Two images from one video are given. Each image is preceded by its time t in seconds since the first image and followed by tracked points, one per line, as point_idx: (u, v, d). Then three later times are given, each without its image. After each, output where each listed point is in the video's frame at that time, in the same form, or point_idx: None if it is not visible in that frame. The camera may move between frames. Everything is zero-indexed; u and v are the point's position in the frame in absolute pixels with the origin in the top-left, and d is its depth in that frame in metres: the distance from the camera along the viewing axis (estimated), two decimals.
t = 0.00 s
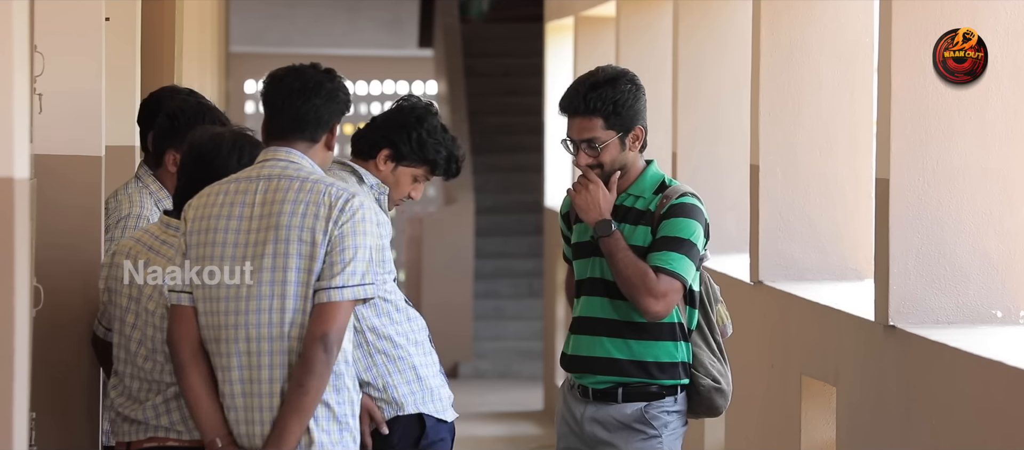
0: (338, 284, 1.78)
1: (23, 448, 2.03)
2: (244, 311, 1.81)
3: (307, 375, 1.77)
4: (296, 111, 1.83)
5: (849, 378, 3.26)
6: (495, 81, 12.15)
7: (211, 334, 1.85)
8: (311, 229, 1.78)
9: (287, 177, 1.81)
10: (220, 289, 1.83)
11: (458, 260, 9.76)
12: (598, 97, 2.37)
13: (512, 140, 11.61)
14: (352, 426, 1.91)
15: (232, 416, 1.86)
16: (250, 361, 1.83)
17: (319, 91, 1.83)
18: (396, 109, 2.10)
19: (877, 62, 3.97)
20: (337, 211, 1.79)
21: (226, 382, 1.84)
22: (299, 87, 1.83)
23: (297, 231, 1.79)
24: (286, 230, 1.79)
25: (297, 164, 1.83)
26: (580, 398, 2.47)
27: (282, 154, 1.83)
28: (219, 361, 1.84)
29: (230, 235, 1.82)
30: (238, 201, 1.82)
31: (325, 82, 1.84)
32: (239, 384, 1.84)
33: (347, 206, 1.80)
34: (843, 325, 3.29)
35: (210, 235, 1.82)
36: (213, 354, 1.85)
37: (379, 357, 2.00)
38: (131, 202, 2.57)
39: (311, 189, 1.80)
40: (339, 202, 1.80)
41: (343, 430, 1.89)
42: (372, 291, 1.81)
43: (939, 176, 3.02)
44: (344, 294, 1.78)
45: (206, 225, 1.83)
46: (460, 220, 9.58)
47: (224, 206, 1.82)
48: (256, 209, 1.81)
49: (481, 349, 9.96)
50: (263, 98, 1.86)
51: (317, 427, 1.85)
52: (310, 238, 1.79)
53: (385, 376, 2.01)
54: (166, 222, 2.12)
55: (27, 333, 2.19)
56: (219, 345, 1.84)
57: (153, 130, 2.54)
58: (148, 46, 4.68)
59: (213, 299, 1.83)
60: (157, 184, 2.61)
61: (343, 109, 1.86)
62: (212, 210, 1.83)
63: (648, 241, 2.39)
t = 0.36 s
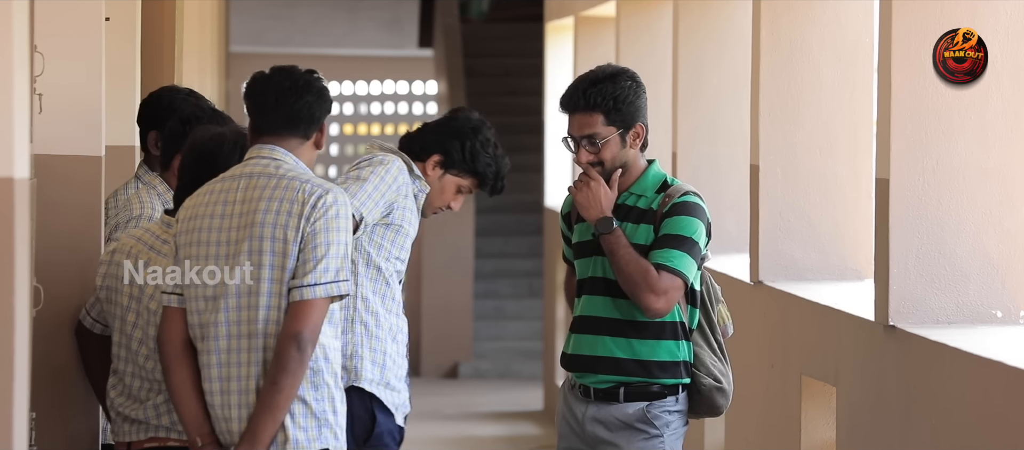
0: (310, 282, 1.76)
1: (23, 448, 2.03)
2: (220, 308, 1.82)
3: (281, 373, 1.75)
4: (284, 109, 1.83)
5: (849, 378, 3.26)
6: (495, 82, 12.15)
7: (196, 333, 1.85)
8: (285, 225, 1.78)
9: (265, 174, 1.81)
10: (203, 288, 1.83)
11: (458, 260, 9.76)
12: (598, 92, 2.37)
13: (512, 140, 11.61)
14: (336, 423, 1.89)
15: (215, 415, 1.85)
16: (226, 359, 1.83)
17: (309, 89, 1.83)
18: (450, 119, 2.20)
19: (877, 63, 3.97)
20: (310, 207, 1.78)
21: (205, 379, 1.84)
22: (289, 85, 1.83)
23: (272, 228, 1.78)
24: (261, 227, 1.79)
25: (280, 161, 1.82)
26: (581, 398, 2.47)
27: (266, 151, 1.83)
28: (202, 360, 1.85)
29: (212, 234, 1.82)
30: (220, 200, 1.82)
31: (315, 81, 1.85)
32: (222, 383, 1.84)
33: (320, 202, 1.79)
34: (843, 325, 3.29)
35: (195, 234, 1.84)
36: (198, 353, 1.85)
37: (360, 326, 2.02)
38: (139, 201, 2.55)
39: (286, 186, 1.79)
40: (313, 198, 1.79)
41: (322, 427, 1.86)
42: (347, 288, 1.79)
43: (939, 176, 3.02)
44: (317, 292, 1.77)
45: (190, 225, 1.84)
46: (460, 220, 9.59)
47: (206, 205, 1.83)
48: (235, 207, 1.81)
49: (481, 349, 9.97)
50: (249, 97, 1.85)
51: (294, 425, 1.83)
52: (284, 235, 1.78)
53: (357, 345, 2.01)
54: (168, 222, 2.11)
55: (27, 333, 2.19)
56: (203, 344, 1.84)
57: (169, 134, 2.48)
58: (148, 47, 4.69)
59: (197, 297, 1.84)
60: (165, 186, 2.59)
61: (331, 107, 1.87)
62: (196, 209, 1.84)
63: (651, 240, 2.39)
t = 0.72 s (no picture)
0: (302, 278, 1.77)
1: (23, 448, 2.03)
2: (210, 305, 1.81)
3: (271, 369, 1.76)
4: (275, 111, 1.83)
5: (849, 378, 3.26)
6: (495, 81, 12.15)
7: (189, 333, 1.85)
8: (274, 223, 1.78)
9: (256, 173, 1.81)
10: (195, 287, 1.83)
11: (458, 260, 9.77)
12: (601, 93, 2.37)
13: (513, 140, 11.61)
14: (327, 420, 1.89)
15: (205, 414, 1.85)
16: (216, 357, 1.83)
17: (300, 92, 1.83)
18: (475, 133, 2.18)
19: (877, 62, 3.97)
20: (301, 205, 1.79)
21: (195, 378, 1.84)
22: (281, 87, 1.82)
23: (262, 226, 1.78)
24: (250, 225, 1.79)
25: (269, 161, 1.83)
26: (583, 399, 2.46)
27: (256, 151, 1.83)
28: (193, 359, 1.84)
29: (202, 234, 1.82)
30: (211, 199, 1.83)
31: (306, 83, 1.84)
32: (213, 382, 1.84)
33: (311, 200, 1.79)
34: (844, 325, 3.29)
35: (185, 234, 1.83)
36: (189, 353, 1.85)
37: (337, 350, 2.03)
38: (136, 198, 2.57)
39: (277, 184, 1.79)
40: (303, 196, 1.79)
41: (312, 423, 1.86)
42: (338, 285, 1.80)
43: (939, 176, 3.02)
44: (309, 288, 1.77)
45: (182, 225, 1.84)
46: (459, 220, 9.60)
47: (198, 204, 1.83)
48: (225, 207, 1.81)
49: (481, 349, 9.97)
50: (243, 96, 1.85)
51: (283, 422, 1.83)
52: (273, 232, 1.78)
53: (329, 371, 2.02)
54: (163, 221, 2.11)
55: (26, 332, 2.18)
56: (195, 342, 1.84)
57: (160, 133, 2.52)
58: (148, 46, 4.69)
59: (189, 296, 1.84)
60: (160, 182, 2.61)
61: (323, 110, 1.86)
62: (189, 209, 1.84)
63: (653, 241, 2.39)
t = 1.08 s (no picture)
0: (310, 274, 1.78)
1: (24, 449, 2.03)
2: (212, 304, 1.81)
3: (278, 366, 1.76)
4: (268, 113, 1.83)
5: (849, 378, 3.26)
6: (495, 81, 12.14)
7: (189, 334, 1.85)
8: (276, 220, 1.78)
9: (256, 170, 1.81)
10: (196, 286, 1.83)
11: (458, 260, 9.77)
12: (598, 89, 2.38)
13: (513, 140, 11.60)
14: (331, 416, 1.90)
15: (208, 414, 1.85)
16: (218, 356, 1.82)
17: (289, 95, 1.82)
18: (412, 100, 2.19)
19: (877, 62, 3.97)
20: (303, 202, 1.79)
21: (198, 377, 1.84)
22: (271, 89, 1.82)
23: (264, 223, 1.78)
24: (252, 223, 1.79)
25: (268, 159, 1.83)
26: (584, 398, 2.46)
27: (252, 151, 1.83)
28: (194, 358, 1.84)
29: (202, 233, 1.82)
30: (211, 198, 1.82)
31: (296, 85, 1.83)
32: (216, 382, 1.83)
33: (313, 197, 1.79)
34: (843, 325, 3.29)
35: (186, 234, 1.83)
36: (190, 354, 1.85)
37: (347, 356, 2.14)
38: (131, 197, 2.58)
39: (277, 182, 1.79)
40: (305, 193, 1.79)
41: (315, 421, 1.86)
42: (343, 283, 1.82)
43: (939, 176, 3.02)
44: (317, 285, 1.78)
45: (182, 224, 1.84)
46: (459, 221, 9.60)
47: (197, 204, 1.83)
48: (225, 206, 1.81)
49: (481, 348, 9.97)
50: (238, 94, 1.86)
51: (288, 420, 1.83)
52: (275, 230, 1.78)
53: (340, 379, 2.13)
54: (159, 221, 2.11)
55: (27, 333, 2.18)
56: (196, 343, 1.84)
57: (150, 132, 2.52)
58: (148, 46, 4.69)
59: (189, 296, 1.84)
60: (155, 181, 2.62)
61: (314, 110, 1.85)
62: (188, 209, 1.83)
63: (652, 240, 2.38)
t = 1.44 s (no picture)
0: (330, 282, 1.77)
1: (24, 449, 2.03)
2: (232, 307, 1.81)
3: (302, 373, 1.77)
4: (285, 111, 1.82)
5: (849, 378, 3.26)
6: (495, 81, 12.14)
7: (205, 334, 1.84)
8: (296, 224, 1.78)
9: (275, 173, 1.80)
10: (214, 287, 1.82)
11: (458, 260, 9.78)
12: (593, 94, 2.38)
13: (513, 140, 11.60)
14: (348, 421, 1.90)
15: (225, 416, 1.85)
16: (235, 359, 1.82)
17: (306, 92, 1.82)
18: (351, 86, 2.21)
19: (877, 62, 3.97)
20: (323, 207, 1.78)
21: (215, 379, 1.83)
22: (288, 87, 1.82)
23: (284, 227, 1.78)
24: (271, 225, 1.78)
25: (286, 160, 1.82)
26: (582, 399, 2.46)
27: (271, 151, 1.82)
28: (210, 360, 1.84)
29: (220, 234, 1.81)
30: (229, 199, 1.81)
31: (313, 83, 1.82)
32: (233, 385, 1.83)
33: (333, 202, 1.79)
34: (843, 326, 3.29)
35: (203, 233, 1.82)
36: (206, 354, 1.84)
37: (366, 352, 2.12)
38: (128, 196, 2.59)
39: (297, 186, 1.78)
40: (325, 198, 1.79)
41: (335, 426, 1.87)
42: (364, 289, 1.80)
43: (939, 176, 3.02)
44: (337, 292, 1.77)
45: (199, 223, 1.82)
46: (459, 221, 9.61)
47: (215, 204, 1.81)
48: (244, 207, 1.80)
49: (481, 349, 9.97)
50: (254, 91, 1.85)
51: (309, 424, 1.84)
52: (295, 234, 1.78)
53: (366, 374, 2.12)
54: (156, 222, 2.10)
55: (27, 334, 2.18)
56: (212, 343, 1.84)
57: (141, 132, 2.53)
58: (148, 46, 4.69)
59: (206, 297, 1.83)
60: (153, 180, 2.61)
61: (332, 108, 1.85)
62: (205, 208, 1.82)
63: (654, 243, 2.38)
